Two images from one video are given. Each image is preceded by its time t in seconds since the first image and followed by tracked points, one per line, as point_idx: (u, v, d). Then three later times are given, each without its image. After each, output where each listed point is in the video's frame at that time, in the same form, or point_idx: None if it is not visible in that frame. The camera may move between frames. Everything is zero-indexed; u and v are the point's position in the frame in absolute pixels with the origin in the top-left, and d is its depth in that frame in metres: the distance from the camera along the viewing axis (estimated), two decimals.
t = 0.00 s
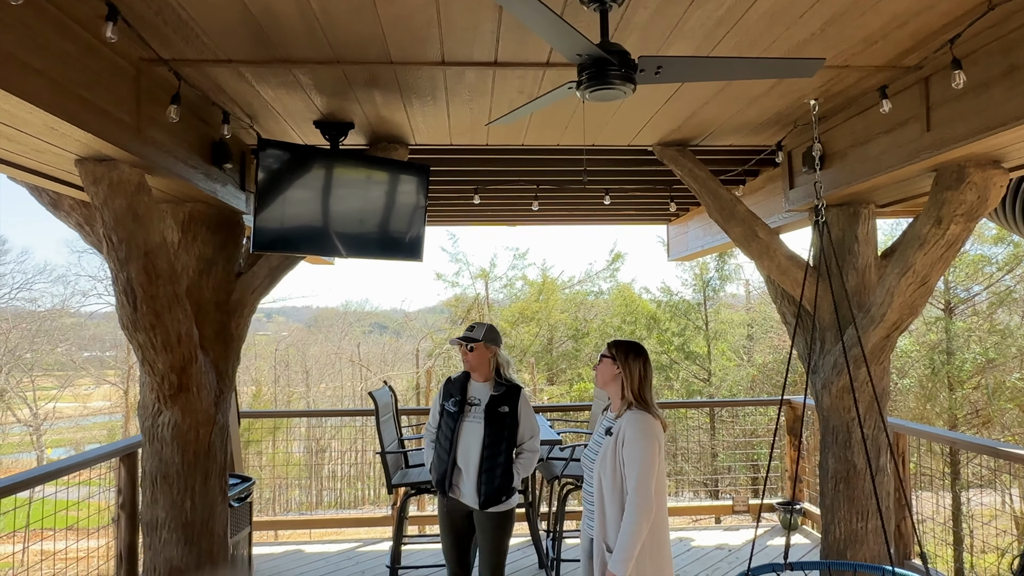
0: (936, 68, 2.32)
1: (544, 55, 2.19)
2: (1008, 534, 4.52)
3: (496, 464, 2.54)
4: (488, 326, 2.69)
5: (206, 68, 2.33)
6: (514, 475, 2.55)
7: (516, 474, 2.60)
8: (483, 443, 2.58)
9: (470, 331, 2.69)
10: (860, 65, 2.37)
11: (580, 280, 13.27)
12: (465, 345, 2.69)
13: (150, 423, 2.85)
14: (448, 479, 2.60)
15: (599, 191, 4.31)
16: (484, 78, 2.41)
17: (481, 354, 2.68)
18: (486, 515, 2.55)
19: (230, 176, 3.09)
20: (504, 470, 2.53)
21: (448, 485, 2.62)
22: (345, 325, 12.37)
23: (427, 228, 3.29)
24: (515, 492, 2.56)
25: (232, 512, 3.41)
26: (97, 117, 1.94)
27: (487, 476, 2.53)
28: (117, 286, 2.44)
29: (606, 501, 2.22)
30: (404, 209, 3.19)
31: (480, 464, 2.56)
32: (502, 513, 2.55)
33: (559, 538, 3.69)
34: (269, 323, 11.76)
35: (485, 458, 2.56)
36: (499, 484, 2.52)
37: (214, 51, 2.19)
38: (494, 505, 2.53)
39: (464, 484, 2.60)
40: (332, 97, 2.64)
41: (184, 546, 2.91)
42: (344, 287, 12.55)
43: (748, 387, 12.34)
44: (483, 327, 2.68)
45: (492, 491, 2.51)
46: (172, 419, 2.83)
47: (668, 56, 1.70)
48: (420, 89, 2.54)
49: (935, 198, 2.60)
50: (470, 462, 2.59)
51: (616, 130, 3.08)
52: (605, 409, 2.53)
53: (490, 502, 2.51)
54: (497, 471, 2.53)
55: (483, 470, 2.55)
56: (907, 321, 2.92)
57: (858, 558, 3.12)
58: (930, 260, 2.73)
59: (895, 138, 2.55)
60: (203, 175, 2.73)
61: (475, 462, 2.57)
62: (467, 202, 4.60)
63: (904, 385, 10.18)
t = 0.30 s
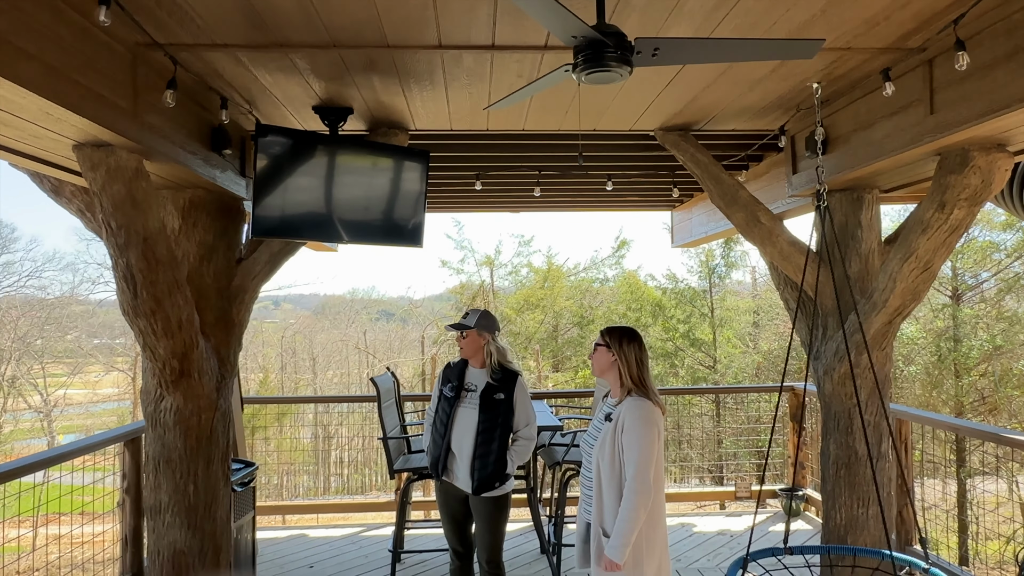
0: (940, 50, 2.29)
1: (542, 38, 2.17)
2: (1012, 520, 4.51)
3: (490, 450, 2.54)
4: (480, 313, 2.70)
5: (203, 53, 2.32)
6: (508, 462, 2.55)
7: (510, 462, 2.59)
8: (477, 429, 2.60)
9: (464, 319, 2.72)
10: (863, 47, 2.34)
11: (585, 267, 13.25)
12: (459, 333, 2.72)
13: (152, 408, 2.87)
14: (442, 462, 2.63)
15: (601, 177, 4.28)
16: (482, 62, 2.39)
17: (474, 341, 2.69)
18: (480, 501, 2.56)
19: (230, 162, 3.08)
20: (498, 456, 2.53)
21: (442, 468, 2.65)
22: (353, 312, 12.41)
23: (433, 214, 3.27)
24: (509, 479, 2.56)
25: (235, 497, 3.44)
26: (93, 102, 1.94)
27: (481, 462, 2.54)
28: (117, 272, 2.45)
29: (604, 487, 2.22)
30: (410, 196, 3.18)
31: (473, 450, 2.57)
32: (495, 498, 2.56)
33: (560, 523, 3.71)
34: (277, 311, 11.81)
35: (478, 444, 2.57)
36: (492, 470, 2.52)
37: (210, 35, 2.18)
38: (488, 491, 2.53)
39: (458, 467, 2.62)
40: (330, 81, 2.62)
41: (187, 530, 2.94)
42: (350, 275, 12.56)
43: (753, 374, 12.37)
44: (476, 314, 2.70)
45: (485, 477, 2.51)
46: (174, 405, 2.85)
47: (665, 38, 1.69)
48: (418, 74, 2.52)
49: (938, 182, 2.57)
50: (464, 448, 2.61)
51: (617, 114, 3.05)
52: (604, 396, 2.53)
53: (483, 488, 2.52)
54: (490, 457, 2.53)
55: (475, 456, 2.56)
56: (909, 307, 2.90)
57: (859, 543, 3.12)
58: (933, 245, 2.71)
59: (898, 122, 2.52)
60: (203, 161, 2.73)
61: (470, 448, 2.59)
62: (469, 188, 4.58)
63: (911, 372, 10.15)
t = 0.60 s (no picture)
0: (943, 28, 2.25)
1: (538, 18, 2.15)
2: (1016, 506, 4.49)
3: (486, 433, 2.57)
4: (473, 295, 2.69)
5: (197, 34, 2.30)
6: (504, 444, 2.57)
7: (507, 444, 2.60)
8: (473, 411, 2.62)
9: (456, 302, 2.72)
10: (865, 25, 2.30)
11: (591, 253, 13.22)
12: (453, 316, 2.74)
13: (153, 391, 2.89)
14: (439, 445, 2.66)
15: (603, 160, 4.25)
16: (479, 42, 2.37)
17: (466, 324, 2.70)
18: (477, 483, 2.58)
19: (228, 145, 3.07)
20: (494, 439, 2.55)
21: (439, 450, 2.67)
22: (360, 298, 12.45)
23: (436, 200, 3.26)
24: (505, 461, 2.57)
25: (237, 479, 3.47)
26: (86, 84, 1.93)
27: (477, 445, 2.55)
28: (115, 255, 2.46)
29: (600, 471, 2.23)
30: (413, 181, 3.17)
31: (470, 432, 2.60)
32: (493, 481, 2.57)
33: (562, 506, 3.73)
34: (285, 297, 11.83)
35: (474, 427, 2.60)
36: (488, 452, 2.54)
37: (204, 16, 2.16)
38: (485, 473, 2.54)
39: (454, 450, 2.63)
40: (327, 63, 2.61)
41: (189, 512, 2.96)
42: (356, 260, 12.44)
43: (759, 359, 12.39)
44: (469, 297, 2.69)
45: (483, 459, 2.53)
46: (175, 387, 2.86)
47: (660, 16, 1.66)
48: (414, 55, 2.50)
49: (941, 163, 2.54)
50: (460, 430, 2.63)
51: (617, 96, 3.02)
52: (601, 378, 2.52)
53: (481, 471, 2.53)
54: (486, 440, 2.55)
55: (472, 438, 2.58)
56: (911, 290, 2.87)
57: (858, 527, 3.12)
58: (935, 228, 2.68)
59: (901, 102, 2.48)
60: (200, 143, 2.72)
61: (466, 431, 2.61)
62: (470, 172, 4.56)
63: (917, 357, 10.11)
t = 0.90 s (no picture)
0: (951, 7, 2.21)
1: None
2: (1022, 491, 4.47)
3: (477, 418, 2.59)
4: (468, 280, 2.74)
5: (194, 16, 2.29)
6: (495, 429, 2.58)
7: (499, 429, 2.59)
8: (465, 396, 2.66)
9: (451, 287, 2.78)
10: (871, 4, 2.26)
11: (597, 239, 13.18)
12: (447, 301, 2.78)
13: (156, 375, 2.90)
14: (434, 428, 2.71)
15: (607, 144, 4.22)
16: (478, 24, 2.35)
17: (460, 309, 2.74)
18: (469, 468, 2.60)
19: (229, 129, 3.06)
20: (484, 423, 2.58)
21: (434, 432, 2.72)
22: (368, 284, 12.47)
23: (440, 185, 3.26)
24: (497, 446, 2.57)
25: (241, 462, 3.50)
26: (82, 67, 1.92)
27: (468, 429, 2.58)
28: (116, 240, 2.47)
29: (598, 455, 2.23)
30: (418, 167, 3.17)
31: (462, 417, 2.63)
32: (487, 464, 2.58)
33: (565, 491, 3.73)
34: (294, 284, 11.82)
35: (466, 411, 2.63)
36: (479, 436, 2.56)
37: None
38: (477, 457, 2.56)
39: (449, 433, 2.68)
40: (326, 46, 2.59)
41: (193, 495, 2.99)
42: (362, 246, 12.42)
43: (766, 345, 12.36)
44: (464, 282, 2.74)
45: (474, 444, 2.55)
46: (178, 371, 2.88)
47: None
48: (414, 37, 2.48)
49: (947, 146, 2.50)
50: (453, 414, 2.68)
51: (620, 79, 2.99)
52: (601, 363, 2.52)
53: (472, 455, 2.55)
54: (477, 425, 2.58)
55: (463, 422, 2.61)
56: (916, 275, 2.84)
57: (860, 512, 3.12)
58: (941, 211, 2.65)
59: (907, 84, 2.45)
60: (200, 127, 2.71)
61: (459, 415, 2.65)
62: (474, 157, 4.54)
63: (926, 344, 10.06)
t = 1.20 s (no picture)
0: None
1: None
2: None
3: (464, 404, 2.62)
4: (454, 270, 2.75)
5: None
6: (483, 415, 2.64)
7: (486, 414, 2.65)
8: (451, 383, 2.69)
9: (440, 275, 2.80)
10: None
11: (607, 226, 13.12)
12: (434, 288, 2.83)
13: (169, 359, 2.93)
14: (421, 413, 2.75)
15: (617, 129, 4.18)
16: (488, 7, 2.33)
17: (447, 297, 2.77)
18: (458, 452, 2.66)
19: (240, 115, 3.05)
20: (472, 410, 2.62)
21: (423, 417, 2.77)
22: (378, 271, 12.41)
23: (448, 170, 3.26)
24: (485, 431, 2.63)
25: (254, 447, 3.53)
26: (92, 50, 1.92)
27: (456, 417, 2.61)
28: (128, 225, 2.48)
29: (609, 440, 2.22)
30: (427, 151, 3.16)
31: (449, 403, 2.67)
32: (477, 448, 2.66)
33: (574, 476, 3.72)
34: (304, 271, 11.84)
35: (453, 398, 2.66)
36: (468, 422, 2.60)
37: None
38: (466, 443, 2.61)
39: (437, 418, 2.73)
40: (335, 30, 2.58)
41: (206, 478, 3.01)
42: (372, 233, 12.42)
43: (776, 333, 12.31)
44: (450, 271, 2.76)
45: (462, 430, 2.60)
46: (190, 355, 2.90)
47: None
48: (424, 20, 2.47)
49: (964, 129, 2.47)
50: (441, 400, 2.72)
51: (631, 62, 2.96)
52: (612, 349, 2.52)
53: (461, 441, 2.60)
54: (465, 411, 2.61)
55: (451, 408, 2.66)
56: (931, 260, 2.81)
57: (871, 498, 3.11)
58: (957, 195, 2.61)
59: (923, 66, 2.41)
60: (210, 113, 2.70)
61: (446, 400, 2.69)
62: (484, 143, 4.52)
63: (938, 331, 9.98)
